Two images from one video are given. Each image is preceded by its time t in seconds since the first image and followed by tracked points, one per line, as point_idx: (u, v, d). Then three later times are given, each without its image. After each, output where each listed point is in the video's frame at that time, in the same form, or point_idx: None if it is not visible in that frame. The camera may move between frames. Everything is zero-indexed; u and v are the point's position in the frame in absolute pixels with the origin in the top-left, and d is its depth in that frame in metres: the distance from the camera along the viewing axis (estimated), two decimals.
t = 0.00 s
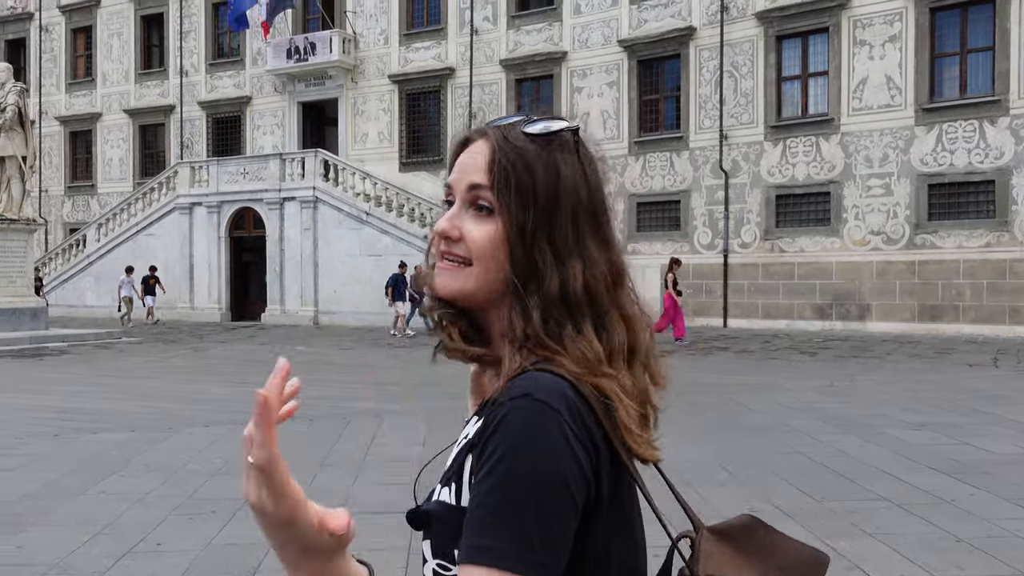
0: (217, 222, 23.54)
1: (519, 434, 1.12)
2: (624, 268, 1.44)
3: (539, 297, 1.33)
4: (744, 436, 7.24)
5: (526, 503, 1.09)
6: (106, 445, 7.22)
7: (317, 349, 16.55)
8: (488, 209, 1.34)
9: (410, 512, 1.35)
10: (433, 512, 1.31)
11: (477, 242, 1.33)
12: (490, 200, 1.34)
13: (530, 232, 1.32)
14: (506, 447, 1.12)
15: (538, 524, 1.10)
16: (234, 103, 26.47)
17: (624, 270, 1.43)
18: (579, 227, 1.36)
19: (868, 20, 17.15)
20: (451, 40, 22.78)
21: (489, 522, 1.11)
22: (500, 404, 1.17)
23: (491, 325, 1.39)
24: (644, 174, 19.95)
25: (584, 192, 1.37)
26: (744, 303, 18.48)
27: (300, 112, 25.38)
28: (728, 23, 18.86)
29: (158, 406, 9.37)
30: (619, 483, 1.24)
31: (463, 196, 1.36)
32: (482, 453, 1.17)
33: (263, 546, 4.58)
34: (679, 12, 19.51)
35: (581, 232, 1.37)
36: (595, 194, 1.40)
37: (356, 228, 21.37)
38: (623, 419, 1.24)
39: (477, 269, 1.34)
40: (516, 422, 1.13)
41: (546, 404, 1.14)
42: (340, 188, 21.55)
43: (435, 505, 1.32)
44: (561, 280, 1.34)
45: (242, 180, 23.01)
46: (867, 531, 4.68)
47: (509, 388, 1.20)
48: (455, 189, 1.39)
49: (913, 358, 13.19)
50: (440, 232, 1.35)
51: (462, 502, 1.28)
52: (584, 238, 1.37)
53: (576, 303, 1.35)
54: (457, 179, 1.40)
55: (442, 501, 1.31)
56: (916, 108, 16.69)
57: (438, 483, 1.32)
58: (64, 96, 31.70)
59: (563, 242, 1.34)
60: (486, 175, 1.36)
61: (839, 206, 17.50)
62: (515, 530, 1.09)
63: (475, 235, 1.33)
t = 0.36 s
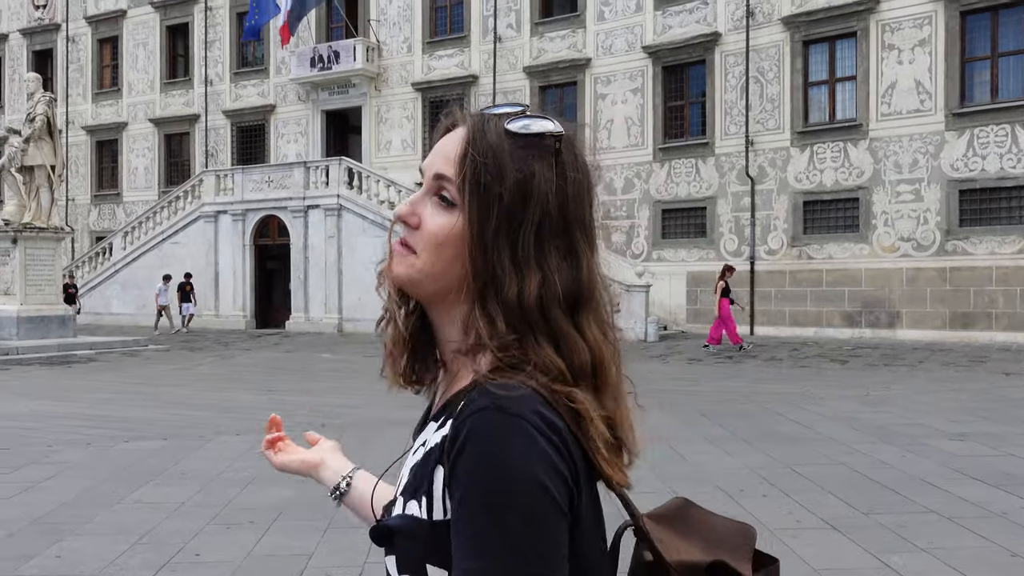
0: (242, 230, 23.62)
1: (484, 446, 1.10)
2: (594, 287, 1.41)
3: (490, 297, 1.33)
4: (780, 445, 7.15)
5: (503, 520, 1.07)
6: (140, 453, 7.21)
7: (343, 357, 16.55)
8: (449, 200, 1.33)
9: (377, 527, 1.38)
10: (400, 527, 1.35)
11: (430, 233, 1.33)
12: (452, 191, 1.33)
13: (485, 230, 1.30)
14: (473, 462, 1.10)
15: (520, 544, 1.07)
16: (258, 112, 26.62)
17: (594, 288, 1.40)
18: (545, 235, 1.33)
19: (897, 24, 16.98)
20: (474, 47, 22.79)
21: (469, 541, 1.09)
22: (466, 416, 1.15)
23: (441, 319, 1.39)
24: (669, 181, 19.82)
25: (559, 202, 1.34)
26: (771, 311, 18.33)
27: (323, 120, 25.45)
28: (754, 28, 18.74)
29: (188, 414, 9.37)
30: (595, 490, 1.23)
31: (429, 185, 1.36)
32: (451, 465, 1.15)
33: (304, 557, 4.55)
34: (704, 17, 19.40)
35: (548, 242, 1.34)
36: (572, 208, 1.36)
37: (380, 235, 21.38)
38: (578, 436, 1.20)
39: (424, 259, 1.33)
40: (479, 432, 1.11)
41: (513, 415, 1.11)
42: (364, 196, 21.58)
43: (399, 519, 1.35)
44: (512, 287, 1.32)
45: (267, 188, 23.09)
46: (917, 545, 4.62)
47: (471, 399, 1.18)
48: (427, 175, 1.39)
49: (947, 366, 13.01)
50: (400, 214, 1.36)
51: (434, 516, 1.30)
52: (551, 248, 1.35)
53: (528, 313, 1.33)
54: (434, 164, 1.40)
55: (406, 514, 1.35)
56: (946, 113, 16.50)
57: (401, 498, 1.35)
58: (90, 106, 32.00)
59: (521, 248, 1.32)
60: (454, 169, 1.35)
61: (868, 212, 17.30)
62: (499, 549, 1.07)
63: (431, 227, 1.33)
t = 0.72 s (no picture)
0: (269, 233, 23.68)
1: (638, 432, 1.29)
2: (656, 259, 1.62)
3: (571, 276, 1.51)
4: (823, 453, 7.00)
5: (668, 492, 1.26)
6: (176, 456, 7.18)
7: (371, 360, 16.52)
8: (514, 193, 1.50)
9: (486, 535, 1.41)
10: (516, 532, 1.39)
11: (499, 224, 1.49)
12: (519, 184, 1.50)
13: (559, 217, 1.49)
14: (628, 447, 1.28)
15: (672, 516, 1.26)
16: (285, 116, 26.76)
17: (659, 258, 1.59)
18: (613, 216, 1.54)
19: (932, 27, 16.79)
20: (502, 51, 22.77)
21: (634, 523, 1.25)
22: (608, 405, 1.33)
23: (511, 308, 1.55)
24: (698, 186, 19.69)
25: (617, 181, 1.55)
26: (802, 317, 18.13)
27: (351, 124, 25.49)
28: (785, 32, 18.60)
29: (220, 417, 9.34)
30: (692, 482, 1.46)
31: (485, 182, 1.52)
32: (594, 451, 1.32)
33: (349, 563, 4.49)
34: (734, 21, 19.27)
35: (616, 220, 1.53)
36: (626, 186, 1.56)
37: (407, 239, 21.37)
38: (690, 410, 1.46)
39: (493, 253, 1.49)
40: (628, 414, 1.30)
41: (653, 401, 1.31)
42: (391, 199, 21.57)
43: (510, 525, 1.40)
44: (594, 264, 1.52)
45: (294, 191, 23.14)
46: (978, 556, 4.49)
47: (607, 390, 1.36)
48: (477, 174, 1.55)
49: (985, 373, 12.79)
50: (456, 216, 1.51)
51: (560, 515, 1.38)
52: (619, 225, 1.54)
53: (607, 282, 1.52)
54: (479, 164, 1.57)
55: (519, 518, 1.40)
56: (982, 117, 16.27)
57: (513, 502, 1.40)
58: (119, 110, 32.28)
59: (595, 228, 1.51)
60: (513, 163, 1.52)
61: (901, 217, 17.07)
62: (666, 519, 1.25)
63: (499, 220, 1.49)
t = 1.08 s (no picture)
0: (237, 230, 23.34)
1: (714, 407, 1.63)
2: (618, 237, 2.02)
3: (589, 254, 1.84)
4: (807, 449, 7.02)
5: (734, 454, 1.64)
6: (153, 457, 7.04)
7: (343, 357, 16.31)
8: (556, 181, 1.78)
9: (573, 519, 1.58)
10: (603, 514, 1.58)
11: (556, 209, 1.75)
12: (561, 174, 1.78)
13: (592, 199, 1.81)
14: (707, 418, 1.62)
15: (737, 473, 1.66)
16: (254, 111, 26.44)
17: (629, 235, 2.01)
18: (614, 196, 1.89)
19: (903, 27, 16.96)
20: (474, 47, 22.65)
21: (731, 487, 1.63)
22: (686, 387, 1.64)
23: (545, 287, 1.80)
24: (671, 183, 19.73)
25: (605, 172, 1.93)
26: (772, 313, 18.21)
27: (321, 119, 25.22)
28: (758, 30, 18.70)
29: (196, 417, 9.17)
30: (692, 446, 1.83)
31: (529, 174, 1.77)
32: (679, 424, 1.62)
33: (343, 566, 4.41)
34: (708, 19, 19.33)
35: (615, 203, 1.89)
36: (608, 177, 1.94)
37: (378, 235, 21.17)
38: (711, 363, 1.83)
39: (551, 239, 1.75)
40: (700, 392, 1.64)
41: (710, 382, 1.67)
42: (362, 195, 21.34)
43: (594, 508, 1.59)
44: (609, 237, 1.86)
45: (263, 187, 22.82)
46: (973, 553, 4.49)
47: (679, 370, 1.67)
48: (511, 169, 1.79)
49: (956, 368, 12.91)
50: (516, 208, 1.73)
51: (640, 491, 1.60)
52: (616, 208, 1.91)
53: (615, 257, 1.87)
54: (507, 159, 1.80)
55: (598, 500, 1.59)
56: (951, 115, 16.45)
57: (598, 485, 1.58)
58: (83, 104, 31.75)
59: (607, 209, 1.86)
60: (549, 156, 1.79)
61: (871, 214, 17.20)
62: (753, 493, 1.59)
63: (552, 207, 1.75)
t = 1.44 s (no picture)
0: (199, 218, 22.94)
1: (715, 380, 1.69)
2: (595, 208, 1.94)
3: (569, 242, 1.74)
4: (783, 438, 7.06)
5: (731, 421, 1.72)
6: (121, 451, 6.87)
7: (311, 348, 16.13)
8: (531, 177, 1.67)
9: (603, 492, 1.56)
10: (627, 485, 1.58)
11: (532, 210, 1.65)
12: (536, 169, 1.67)
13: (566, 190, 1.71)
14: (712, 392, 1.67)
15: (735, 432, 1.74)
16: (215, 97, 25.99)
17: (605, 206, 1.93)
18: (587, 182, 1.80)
19: (867, 18, 17.09)
20: (440, 34, 22.45)
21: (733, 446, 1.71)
22: (692, 360, 1.68)
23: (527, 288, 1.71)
24: (638, 173, 19.77)
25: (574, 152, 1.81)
26: (739, 303, 18.34)
27: (283, 106, 24.84)
28: (725, 20, 18.72)
29: (162, 409, 8.99)
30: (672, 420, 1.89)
31: (501, 176, 1.66)
32: (691, 394, 1.66)
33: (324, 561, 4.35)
34: (674, 8, 19.33)
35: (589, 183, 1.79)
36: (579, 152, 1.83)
37: (343, 225, 20.95)
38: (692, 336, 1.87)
39: (530, 239, 1.65)
40: (704, 368, 1.68)
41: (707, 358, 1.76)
42: (327, 183, 21.09)
43: (620, 478, 1.57)
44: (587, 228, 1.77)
45: (225, 175, 22.44)
46: (954, 541, 4.53)
47: (681, 345, 1.70)
48: (482, 171, 1.67)
49: (921, 357, 13.08)
50: (489, 211, 1.62)
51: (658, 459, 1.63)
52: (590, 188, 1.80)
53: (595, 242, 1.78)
54: (476, 162, 1.68)
55: (623, 471, 1.58)
56: (915, 107, 16.63)
57: (623, 459, 1.57)
58: (38, 89, 31.04)
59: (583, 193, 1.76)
60: (519, 152, 1.68)
61: (836, 204, 17.36)
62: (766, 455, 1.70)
63: (527, 208, 1.65)
